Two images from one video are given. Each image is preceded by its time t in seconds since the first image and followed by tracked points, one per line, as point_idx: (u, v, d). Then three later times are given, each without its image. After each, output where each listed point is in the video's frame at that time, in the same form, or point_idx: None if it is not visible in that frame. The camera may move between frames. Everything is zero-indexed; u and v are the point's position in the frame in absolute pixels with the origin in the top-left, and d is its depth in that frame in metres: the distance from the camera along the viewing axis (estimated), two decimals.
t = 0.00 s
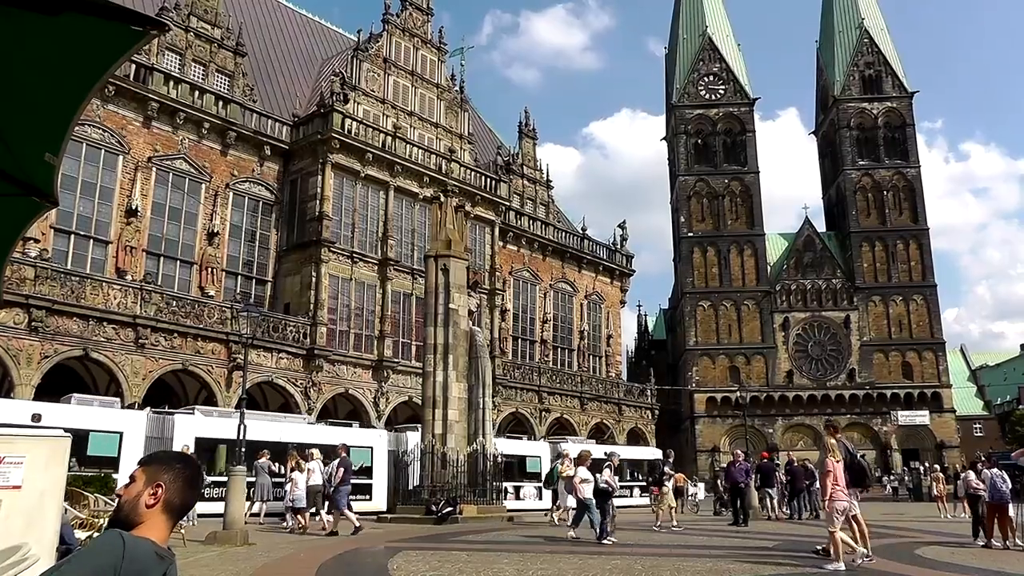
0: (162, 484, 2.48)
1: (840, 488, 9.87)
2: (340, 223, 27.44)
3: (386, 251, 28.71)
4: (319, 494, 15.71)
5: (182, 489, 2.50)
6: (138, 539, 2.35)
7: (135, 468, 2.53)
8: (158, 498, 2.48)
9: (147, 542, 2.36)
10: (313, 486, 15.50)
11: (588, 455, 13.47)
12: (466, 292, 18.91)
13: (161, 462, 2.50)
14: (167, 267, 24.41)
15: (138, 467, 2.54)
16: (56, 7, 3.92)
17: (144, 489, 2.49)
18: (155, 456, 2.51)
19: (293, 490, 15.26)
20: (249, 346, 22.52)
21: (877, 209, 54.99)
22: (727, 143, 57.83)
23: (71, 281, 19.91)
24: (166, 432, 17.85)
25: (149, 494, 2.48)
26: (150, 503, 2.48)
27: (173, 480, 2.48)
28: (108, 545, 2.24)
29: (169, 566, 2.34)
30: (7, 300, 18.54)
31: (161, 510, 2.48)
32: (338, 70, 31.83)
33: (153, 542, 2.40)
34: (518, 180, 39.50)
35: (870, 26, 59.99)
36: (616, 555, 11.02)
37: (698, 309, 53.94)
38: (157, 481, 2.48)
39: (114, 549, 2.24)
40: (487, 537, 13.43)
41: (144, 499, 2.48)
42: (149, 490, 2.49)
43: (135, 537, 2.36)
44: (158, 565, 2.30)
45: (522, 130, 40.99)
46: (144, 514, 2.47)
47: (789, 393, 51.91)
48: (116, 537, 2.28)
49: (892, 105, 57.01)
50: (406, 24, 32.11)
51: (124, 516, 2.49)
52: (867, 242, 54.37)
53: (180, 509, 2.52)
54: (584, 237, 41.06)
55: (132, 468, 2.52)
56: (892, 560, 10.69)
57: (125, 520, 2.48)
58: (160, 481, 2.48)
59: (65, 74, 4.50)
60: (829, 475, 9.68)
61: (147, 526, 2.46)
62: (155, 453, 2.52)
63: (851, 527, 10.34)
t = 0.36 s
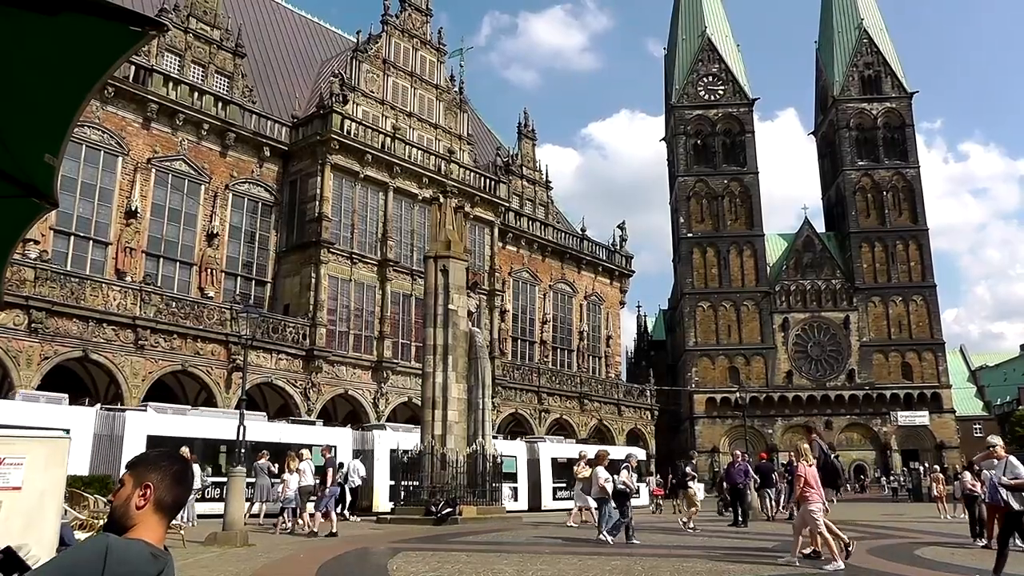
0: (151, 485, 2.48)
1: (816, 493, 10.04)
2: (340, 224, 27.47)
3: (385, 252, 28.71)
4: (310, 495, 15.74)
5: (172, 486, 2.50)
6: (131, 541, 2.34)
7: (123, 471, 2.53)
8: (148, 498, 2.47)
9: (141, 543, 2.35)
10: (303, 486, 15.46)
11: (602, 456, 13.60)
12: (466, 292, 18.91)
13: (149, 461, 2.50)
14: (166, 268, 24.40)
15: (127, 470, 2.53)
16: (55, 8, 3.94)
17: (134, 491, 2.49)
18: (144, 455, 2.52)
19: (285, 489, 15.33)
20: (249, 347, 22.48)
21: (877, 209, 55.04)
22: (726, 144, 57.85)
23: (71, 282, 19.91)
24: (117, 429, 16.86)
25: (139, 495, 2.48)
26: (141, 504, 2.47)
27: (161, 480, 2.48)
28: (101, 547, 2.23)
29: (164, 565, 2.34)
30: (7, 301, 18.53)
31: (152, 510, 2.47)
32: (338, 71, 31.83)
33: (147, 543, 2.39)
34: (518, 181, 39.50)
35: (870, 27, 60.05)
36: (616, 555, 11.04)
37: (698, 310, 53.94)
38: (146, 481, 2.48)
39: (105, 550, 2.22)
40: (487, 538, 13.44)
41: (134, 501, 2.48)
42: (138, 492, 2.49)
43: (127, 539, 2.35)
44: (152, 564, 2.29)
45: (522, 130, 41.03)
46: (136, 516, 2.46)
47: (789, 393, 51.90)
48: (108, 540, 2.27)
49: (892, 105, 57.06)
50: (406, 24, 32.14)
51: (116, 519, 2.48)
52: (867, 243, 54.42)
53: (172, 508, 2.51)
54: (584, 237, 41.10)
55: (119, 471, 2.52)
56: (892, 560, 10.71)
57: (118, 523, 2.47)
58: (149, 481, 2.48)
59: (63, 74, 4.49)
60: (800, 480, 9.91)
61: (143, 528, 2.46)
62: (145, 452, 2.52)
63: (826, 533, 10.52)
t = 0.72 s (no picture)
0: (147, 484, 2.47)
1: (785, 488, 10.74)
2: (339, 224, 27.46)
3: (385, 251, 28.70)
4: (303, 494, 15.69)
5: (168, 484, 2.49)
6: (129, 541, 2.31)
7: (119, 472, 2.52)
8: (145, 497, 2.47)
9: (140, 542, 2.34)
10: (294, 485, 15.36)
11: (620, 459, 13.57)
12: (466, 292, 18.90)
13: (146, 459, 2.50)
14: (166, 268, 24.38)
15: (121, 471, 2.52)
16: (54, 7, 3.94)
17: (129, 491, 2.48)
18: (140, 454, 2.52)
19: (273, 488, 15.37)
20: (248, 347, 22.47)
21: (876, 210, 55.06)
22: (726, 144, 57.83)
23: (71, 281, 19.91)
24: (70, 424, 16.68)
25: (135, 495, 2.47)
26: (137, 504, 2.46)
27: (158, 478, 2.48)
28: (99, 545, 2.22)
29: (162, 562, 2.32)
30: (6, 300, 18.52)
31: (150, 508, 2.46)
32: (337, 71, 31.81)
33: (146, 541, 2.38)
34: (518, 181, 39.52)
35: (869, 27, 60.05)
36: (616, 555, 11.03)
37: (697, 310, 53.95)
38: (141, 480, 2.47)
39: (102, 550, 2.20)
40: (486, 538, 13.44)
41: (131, 501, 2.47)
42: (134, 491, 2.48)
43: (126, 538, 2.34)
44: (151, 563, 2.27)
45: (522, 130, 41.03)
46: (133, 515, 2.45)
47: (789, 393, 51.90)
48: (107, 540, 2.26)
49: (892, 106, 57.07)
50: (406, 24, 32.14)
51: (114, 519, 2.47)
52: (866, 243, 54.43)
53: (169, 505, 2.50)
54: (583, 237, 41.11)
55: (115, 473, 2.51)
56: (890, 561, 10.73)
57: (115, 523, 2.47)
58: (145, 480, 2.47)
59: (63, 73, 4.48)
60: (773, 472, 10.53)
61: (141, 527, 2.45)
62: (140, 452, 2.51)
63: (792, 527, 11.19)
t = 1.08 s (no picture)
0: (133, 482, 2.45)
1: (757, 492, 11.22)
2: (338, 224, 27.45)
3: (383, 252, 28.68)
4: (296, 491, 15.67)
5: (154, 480, 2.48)
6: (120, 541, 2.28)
7: (102, 472, 2.49)
8: (132, 495, 2.45)
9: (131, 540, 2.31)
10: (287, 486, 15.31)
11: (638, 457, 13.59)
12: (464, 292, 18.90)
13: (129, 457, 2.48)
14: (165, 268, 24.37)
15: (104, 472, 2.51)
16: (53, 8, 3.93)
17: (115, 491, 2.47)
18: (123, 453, 2.50)
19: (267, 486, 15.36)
20: (248, 347, 22.45)
21: (875, 209, 55.10)
22: (725, 143, 57.81)
23: (70, 282, 19.90)
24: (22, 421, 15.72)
25: (122, 494, 2.45)
26: (124, 503, 2.45)
27: (143, 475, 2.46)
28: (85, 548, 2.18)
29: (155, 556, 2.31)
30: (5, 302, 18.51)
31: (138, 505, 2.44)
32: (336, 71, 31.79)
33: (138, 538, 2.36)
34: (517, 181, 39.51)
35: (868, 26, 60.03)
36: (615, 554, 11.04)
37: (697, 309, 53.94)
38: (127, 478, 2.46)
39: (93, 548, 2.17)
40: (486, 538, 13.43)
41: (117, 500, 2.45)
42: (120, 491, 2.46)
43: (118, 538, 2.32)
44: (142, 558, 2.19)
45: (521, 130, 41.02)
46: (121, 514, 2.44)
47: (788, 392, 51.90)
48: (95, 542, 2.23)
49: (890, 105, 57.09)
50: (404, 24, 32.15)
51: (103, 519, 2.45)
52: (865, 242, 54.43)
53: (155, 501, 2.49)
54: (583, 237, 41.11)
55: (97, 473, 2.49)
56: (891, 559, 10.73)
57: (102, 524, 2.45)
58: (131, 478, 2.45)
59: (62, 73, 4.46)
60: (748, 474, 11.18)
61: (131, 524, 2.42)
62: (120, 451, 2.49)
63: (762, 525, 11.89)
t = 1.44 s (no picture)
0: (103, 480, 2.43)
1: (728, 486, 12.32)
2: (338, 223, 27.44)
3: (383, 251, 28.68)
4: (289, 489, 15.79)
5: (125, 475, 2.47)
6: (100, 541, 2.27)
7: (71, 473, 2.46)
8: (105, 492, 2.43)
9: (115, 541, 2.30)
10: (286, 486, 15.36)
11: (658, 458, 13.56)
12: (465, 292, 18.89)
13: (95, 454, 2.46)
14: (164, 267, 24.35)
15: (73, 473, 2.47)
16: (53, 8, 3.93)
17: (87, 490, 2.43)
18: (89, 452, 2.47)
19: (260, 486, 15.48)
20: (247, 346, 22.43)
21: (875, 210, 55.11)
22: (725, 144, 57.82)
23: (69, 280, 19.89)
24: None
25: (95, 494, 2.43)
26: (98, 502, 2.43)
27: (114, 471, 2.45)
28: (65, 555, 2.16)
29: (139, 551, 2.30)
30: (4, 299, 18.51)
31: (113, 501, 2.43)
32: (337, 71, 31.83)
33: (118, 537, 2.35)
34: (517, 180, 39.52)
35: (869, 28, 60.07)
36: (613, 554, 11.05)
37: (696, 310, 53.94)
38: (98, 477, 2.44)
39: (72, 553, 2.15)
40: (485, 537, 13.42)
41: (91, 501, 2.43)
42: (92, 491, 2.43)
43: (97, 538, 2.31)
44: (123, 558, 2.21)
45: (521, 130, 41.03)
46: (97, 514, 2.42)
47: (787, 393, 51.92)
48: (75, 547, 2.21)
49: (890, 106, 57.11)
50: (405, 24, 32.12)
51: (78, 521, 2.43)
52: (865, 244, 54.46)
53: (131, 497, 2.48)
54: (582, 237, 41.10)
55: (66, 477, 2.45)
56: (889, 561, 10.73)
57: (81, 526, 2.42)
58: (101, 477, 2.43)
59: (61, 72, 4.46)
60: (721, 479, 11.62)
61: (108, 523, 2.41)
62: (89, 449, 2.47)
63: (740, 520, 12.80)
